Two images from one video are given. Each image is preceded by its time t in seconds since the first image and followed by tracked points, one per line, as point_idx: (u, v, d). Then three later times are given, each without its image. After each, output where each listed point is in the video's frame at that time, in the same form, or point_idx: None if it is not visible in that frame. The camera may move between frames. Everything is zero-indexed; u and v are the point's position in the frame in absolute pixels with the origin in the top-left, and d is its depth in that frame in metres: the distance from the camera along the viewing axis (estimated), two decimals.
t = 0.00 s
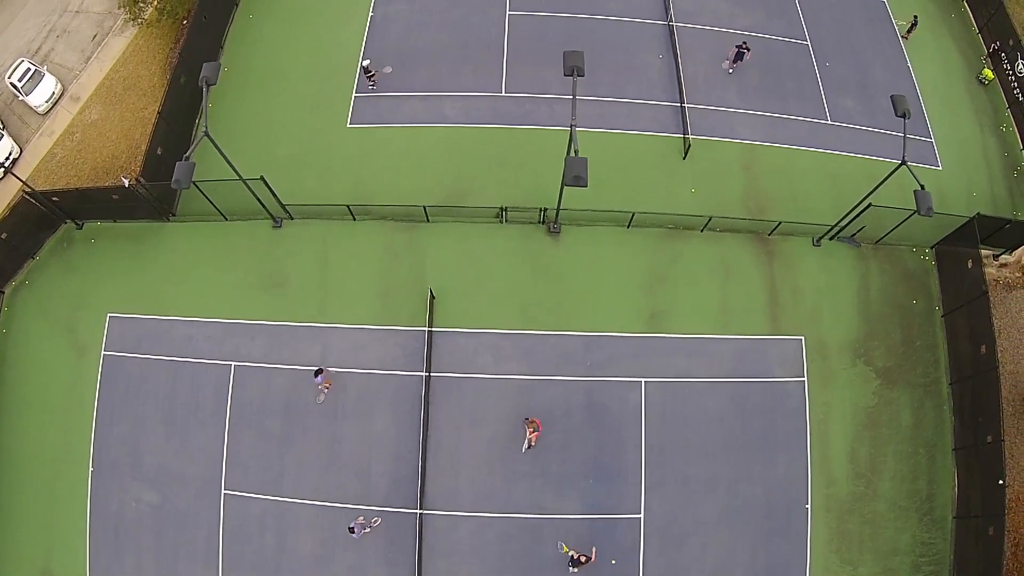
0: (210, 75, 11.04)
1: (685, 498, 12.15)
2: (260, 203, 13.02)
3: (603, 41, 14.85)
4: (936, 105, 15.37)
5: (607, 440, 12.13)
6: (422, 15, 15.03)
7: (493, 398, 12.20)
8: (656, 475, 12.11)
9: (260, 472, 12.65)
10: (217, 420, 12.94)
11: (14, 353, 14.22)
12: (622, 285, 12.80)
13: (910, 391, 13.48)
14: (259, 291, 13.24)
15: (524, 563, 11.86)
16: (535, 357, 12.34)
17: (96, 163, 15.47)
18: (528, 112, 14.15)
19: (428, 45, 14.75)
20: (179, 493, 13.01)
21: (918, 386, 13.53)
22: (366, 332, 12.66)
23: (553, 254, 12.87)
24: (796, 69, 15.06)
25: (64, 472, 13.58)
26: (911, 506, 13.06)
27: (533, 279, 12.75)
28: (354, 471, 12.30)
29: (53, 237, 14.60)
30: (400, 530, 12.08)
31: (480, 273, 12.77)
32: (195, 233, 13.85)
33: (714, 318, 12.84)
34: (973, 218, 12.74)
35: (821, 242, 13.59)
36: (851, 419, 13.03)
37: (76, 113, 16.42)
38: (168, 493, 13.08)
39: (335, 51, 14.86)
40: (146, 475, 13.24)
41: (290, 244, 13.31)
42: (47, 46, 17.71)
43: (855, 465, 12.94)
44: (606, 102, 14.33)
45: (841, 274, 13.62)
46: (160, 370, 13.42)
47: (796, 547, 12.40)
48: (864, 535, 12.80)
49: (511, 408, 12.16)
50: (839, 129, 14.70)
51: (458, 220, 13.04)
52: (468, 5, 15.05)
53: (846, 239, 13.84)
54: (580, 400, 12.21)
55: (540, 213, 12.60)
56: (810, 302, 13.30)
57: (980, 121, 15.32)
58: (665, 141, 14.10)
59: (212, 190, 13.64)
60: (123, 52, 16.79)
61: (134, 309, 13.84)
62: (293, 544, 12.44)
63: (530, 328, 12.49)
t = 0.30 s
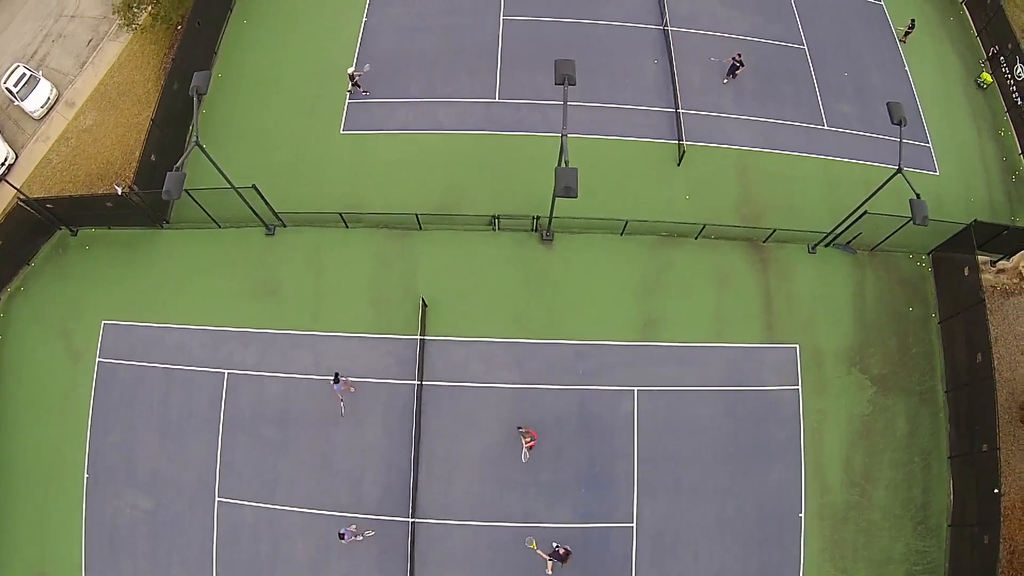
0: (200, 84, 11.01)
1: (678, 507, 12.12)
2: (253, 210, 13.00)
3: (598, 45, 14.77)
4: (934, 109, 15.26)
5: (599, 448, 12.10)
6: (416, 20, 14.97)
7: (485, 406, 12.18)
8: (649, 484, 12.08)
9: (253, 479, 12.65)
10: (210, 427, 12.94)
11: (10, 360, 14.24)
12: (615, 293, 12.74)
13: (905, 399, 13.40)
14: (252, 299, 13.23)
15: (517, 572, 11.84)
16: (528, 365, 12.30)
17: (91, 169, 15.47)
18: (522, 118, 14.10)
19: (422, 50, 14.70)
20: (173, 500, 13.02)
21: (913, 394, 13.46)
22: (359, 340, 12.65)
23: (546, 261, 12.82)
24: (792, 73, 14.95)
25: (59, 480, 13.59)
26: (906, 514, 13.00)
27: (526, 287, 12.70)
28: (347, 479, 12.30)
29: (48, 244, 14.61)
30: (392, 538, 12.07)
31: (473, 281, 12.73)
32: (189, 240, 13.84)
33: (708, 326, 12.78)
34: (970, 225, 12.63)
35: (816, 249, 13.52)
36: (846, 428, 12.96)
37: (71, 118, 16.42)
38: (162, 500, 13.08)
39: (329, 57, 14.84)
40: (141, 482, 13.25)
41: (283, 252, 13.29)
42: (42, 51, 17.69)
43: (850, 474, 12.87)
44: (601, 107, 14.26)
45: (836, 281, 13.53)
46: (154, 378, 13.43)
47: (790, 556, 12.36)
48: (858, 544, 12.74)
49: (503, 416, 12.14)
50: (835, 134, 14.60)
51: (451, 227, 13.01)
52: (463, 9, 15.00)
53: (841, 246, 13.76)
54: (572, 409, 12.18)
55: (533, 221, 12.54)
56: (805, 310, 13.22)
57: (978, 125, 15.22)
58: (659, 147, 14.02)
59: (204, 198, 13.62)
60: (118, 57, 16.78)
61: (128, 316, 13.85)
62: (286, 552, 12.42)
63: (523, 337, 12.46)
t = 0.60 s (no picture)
0: (190, 94, 10.98)
1: (671, 516, 12.10)
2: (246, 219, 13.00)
3: (593, 50, 14.70)
4: (932, 114, 15.19)
5: (592, 457, 12.08)
6: (410, 26, 14.95)
7: (478, 415, 12.17)
8: (642, 493, 12.06)
9: (247, 487, 12.66)
10: (204, 435, 12.95)
11: (4, 367, 14.21)
12: (608, 302, 12.69)
13: (901, 408, 13.33)
14: (246, 307, 13.22)
15: None
16: (520, 374, 12.27)
17: (86, 175, 15.44)
18: (516, 124, 14.04)
19: (416, 56, 14.67)
20: (167, 507, 13.01)
21: (909, 402, 13.38)
22: (351, 348, 12.64)
23: (538, 270, 12.78)
24: (789, 79, 14.89)
25: (53, 486, 13.57)
26: (902, 522, 12.93)
27: (519, 295, 12.67)
28: (340, 488, 12.32)
29: (43, 250, 14.61)
30: (385, 546, 12.08)
31: (465, 289, 12.69)
32: (183, 248, 13.85)
33: (701, 334, 12.72)
34: (966, 233, 12.55)
35: (812, 256, 13.44)
36: (840, 436, 12.89)
37: (66, 124, 16.38)
38: (157, 507, 13.07)
39: (323, 63, 14.84)
40: (135, 489, 13.25)
41: (276, 260, 13.29)
42: (38, 56, 17.68)
43: (844, 483, 12.80)
44: (595, 113, 14.17)
45: (832, 289, 13.46)
46: (148, 385, 13.43)
47: (784, 565, 12.32)
48: (853, 554, 12.66)
49: (496, 425, 12.13)
50: (832, 140, 14.53)
51: (443, 235, 12.97)
52: (457, 15, 14.97)
53: (837, 253, 13.68)
54: (565, 418, 12.15)
55: (525, 229, 12.49)
56: (800, 317, 13.15)
57: (977, 130, 15.16)
58: (654, 154, 13.94)
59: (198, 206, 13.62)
60: (113, 62, 16.77)
61: (123, 324, 13.85)
62: (279, 560, 12.41)
63: (515, 346, 12.42)
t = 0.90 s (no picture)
0: (182, 104, 11.10)
1: (665, 525, 12.05)
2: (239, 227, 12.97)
3: (589, 55, 14.64)
4: (930, 119, 15.10)
5: (585, 466, 12.04)
6: (405, 32, 14.92)
7: (471, 424, 12.14)
8: (636, 503, 12.02)
9: (240, 495, 12.67)
10: (199, 443, 12.96)
11: None
12: (601, 310, 12.64)
13: (897, 416, 13.26)
14: (239, 315, 13.21)
15: None
16: (514, 383, 12.23)
17: (81, 181, 15.46)
18: (511, 130, 13.98)
19: (412, 62, 14.63)
20: (163, 514, 13.03)
21: (905, 410, 13.31)
22: (344, 357, 12.62)
23: (532, 278, 12.73)
24: (786, 84, 14.80)
25: (48, 493, 13.57)
26: (897, 531, 12.87)
27: (513, 304, 12.62)
28: (334, 496, 12.31)
29: (39, 256, 14.61)
30: (378, 555, 12.07)
31: (458, 298, 12.65)
32: (177, 255, 13.84)
33: (696, 343, 12.66)
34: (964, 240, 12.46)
35: (808, 263, 13.36)
36: (835, 445, 12.83)
37: (61, 129, 16.37)
38: (152, 514, 13.09)
39: (318, 68, 14.80)
40: (130, 495, 13.26)
41: (270, 268, 13.27)
42: (34, 61, 17.65)
43: (840, 491, 12.73)
44: (591, 119, 14.10)
45: (827, 296, 13.38)
46: (143, 392, 13.45)
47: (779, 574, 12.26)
48: (849, 563, 12.60)
49: (489, 434, 12.11)
50: (829, 145, 14.44)
51: (437, 243, 12.93)
52: (453, 21, 14.94)
53: (834, 261, 13.60)
54: (558, 427, 12.12)
55: (519, 237, 12.44)
56: (796, 326, 13.08)
57: (976, 133, 15.11)
58: (649, 161, 13.87)
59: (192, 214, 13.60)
60: (108, 68, 16.75)
61: (118, 331, 13.86)
62: (273, 568, 12.41)
63: (508, 355, 12.38)
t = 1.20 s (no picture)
0: (173, 113, 11.01)
1: (658, 535, 12.01)
2: (231, 235, 12.94)
3: (584, 60, 14.56)
4: (928, 124, 15.07)
5: (578, 476, 12.01)
6: (400, 37, 14.88)
7: (464, 432, 12.13)
8: (628, 512, 11.99)
9: (234, 503, 12.69)
10: (193, 451, 12.98)
11: None
12: (595, 318, 12.58)
13: (892, 425, 13.18)
14: (232, 323, 13.20)
15: None
16: (506, 392, 12.20)
17: (76, 188, 15.45)
18: (504, 137, 13.91)
19: (406, 67, 14.57)
20: (157, 521, 13.05)
21: (901, 418, 13.23)
22: (337, 366, 12.60)
23: (525, 286, 12.67)
24: (782, 89, 14.70)
25: (45, 499, 13.60)
26: (892, 540, 12.79)
27: (505, 313, 12.57)
28: (327, 505, 12.32)
29: (34, 263, 14.59)
30: (370, 563, 12.08)
31: (451, 306, 12.62)
32: (171, 262, 13.84)
33: (690, 352, 12.60)
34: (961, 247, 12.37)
35: (804, 271, 13.27)
36: (830, 454, 12.75)
37: (56, 135, 16.34)
38: (147, 521, 13.11)
39: (311, 74, 14.75)
40: (125, 502, 13.29)
41: (262, 276, 13.26)
42: (29, 66, 17.63)
43: (834, 500, 12.66)
44: (585, 125, 14.00)
45: (823, 304, 13.29)
46: (137, 400, 13.46)
47: None
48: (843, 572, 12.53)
49: (482, 443, 12.08)
50: (825, 151, 14.34)
51: (429, 251, 12.89)
52: (446, 26, 14.87)
53: (830, 268, 13.51)
54: (550, 436, 12.09)
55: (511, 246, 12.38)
56: (791, 334, 13.00)
57: (974, 137, 15.09)
58: (643, 168, 13.78)
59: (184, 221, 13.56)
60: (103, 73, 16.71)
61: (113, 338, 13.86)
62: None
63: (500, 364, 12.34)
